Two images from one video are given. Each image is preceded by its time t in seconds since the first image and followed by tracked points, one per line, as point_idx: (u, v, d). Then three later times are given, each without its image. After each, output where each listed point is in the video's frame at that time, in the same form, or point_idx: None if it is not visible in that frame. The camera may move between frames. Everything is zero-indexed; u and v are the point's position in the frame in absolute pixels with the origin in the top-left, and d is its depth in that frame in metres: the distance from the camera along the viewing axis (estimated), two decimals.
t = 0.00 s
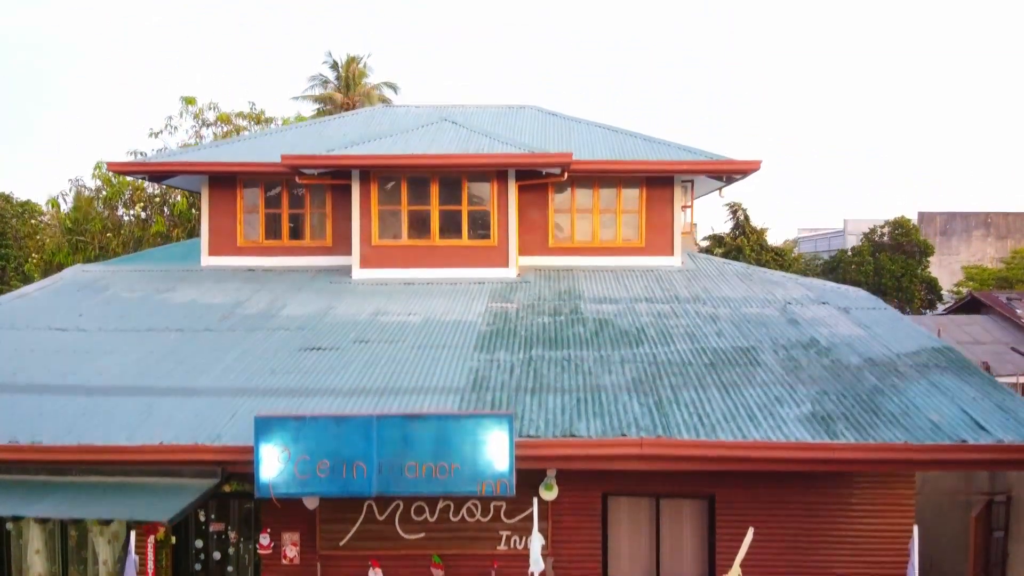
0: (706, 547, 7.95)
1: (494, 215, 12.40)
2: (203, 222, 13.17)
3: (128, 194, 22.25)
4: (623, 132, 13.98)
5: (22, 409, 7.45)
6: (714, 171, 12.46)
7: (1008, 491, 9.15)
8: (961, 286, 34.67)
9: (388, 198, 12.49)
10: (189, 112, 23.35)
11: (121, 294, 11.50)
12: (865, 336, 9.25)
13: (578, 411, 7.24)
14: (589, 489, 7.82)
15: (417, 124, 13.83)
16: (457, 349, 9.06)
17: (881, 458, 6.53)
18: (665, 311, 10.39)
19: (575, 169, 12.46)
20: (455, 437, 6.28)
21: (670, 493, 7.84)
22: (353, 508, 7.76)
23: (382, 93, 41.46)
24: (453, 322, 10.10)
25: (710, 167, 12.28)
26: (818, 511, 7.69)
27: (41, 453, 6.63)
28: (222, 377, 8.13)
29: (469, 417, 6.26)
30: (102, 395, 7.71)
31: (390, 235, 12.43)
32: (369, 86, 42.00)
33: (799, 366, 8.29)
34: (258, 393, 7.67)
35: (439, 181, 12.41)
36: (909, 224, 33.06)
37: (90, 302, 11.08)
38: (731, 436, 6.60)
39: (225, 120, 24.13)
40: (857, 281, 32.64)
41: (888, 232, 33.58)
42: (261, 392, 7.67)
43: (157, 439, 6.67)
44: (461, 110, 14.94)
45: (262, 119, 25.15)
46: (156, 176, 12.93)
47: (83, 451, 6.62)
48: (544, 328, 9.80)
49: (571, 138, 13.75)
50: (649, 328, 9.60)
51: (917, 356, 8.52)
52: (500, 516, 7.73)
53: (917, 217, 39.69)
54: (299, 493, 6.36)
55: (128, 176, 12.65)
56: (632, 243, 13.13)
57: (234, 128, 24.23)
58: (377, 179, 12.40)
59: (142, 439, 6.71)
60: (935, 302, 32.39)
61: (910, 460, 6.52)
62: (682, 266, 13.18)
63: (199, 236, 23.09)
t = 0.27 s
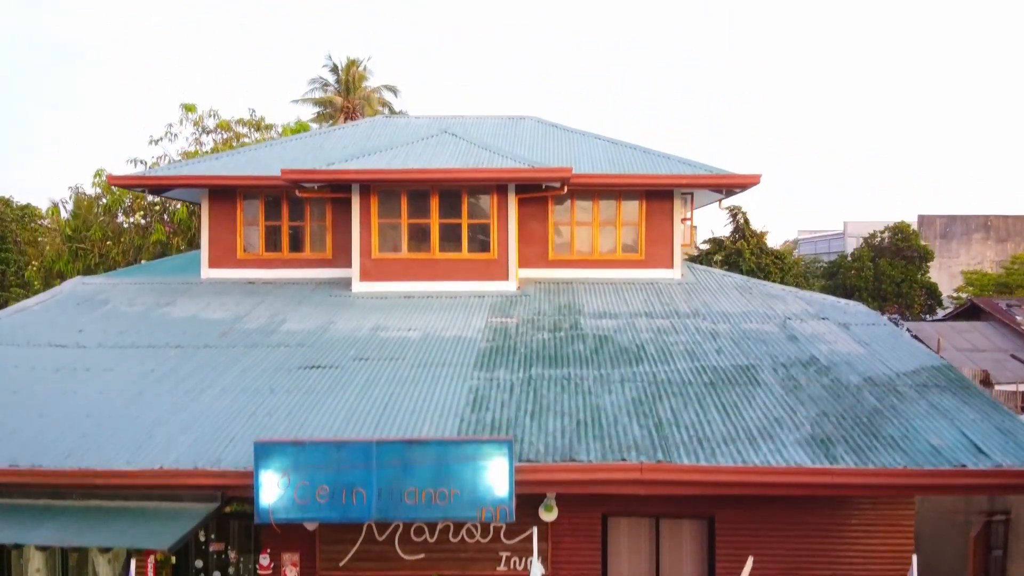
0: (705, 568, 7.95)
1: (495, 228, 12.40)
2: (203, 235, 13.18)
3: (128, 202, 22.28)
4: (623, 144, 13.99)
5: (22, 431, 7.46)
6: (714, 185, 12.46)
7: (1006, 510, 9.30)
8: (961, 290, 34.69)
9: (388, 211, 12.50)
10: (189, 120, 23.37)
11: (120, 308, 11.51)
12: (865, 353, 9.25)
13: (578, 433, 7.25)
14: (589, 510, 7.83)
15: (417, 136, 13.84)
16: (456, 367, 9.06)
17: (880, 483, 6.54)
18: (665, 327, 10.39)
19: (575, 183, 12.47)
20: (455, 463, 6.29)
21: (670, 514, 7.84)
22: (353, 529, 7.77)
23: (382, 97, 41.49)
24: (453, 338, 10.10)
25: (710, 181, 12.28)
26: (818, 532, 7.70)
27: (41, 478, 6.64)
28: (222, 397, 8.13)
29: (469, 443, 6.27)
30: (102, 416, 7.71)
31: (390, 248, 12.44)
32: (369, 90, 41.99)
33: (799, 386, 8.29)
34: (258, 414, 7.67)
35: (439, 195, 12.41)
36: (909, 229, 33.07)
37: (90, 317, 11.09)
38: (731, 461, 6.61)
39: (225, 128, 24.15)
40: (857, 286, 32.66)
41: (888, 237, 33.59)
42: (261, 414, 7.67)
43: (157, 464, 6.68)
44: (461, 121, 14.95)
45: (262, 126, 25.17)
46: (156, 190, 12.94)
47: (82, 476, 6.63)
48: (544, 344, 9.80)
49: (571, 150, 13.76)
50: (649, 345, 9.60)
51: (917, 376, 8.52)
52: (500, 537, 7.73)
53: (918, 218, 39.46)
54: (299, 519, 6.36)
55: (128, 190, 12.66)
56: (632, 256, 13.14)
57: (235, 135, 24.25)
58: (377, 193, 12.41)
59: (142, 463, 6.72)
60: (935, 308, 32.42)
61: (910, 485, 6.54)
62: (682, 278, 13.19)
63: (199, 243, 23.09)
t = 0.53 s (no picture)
0: None
1: (494, 242, 12.41)
2: (203, 247, 13.20)
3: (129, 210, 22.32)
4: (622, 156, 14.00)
5: (21, 453, 7.47)
6: (714, 199, 12.47)
7: (1005, 531, 9.37)
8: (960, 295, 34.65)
9: (388, 224, 12.51)
10: (189, 127, 23.39)
11: (120, 322, 11.53)
12: (864, 371, 9.26)
13: (577, 455, 7.25)
14: (589, 531, 7.84)
15: (416, 148, 13.83)
16: (456, 385, 9.07)
17: (878, 507, 6.55)
18: (664, 343, 10.40)
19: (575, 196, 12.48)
20: (455, 488, 6.30)
21: (669, 535, 7.85)
22: (353, 550, 7.78)
23: (382, 101, 41.51)
24: (453, 354, 10.11)
25: (710, 195, 12.29)
26: (818, 553, 7.71)
27: (41, 502, 6.66)
28: (222, 417, 8.13)
29: (469, 468, 6.28)
30: (101, 437, 7.73)
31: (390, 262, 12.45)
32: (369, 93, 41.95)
33: (798, 405, 8.29)
34: (257, 435, 7.68)
35: (439, 209, 12.42)
36: (908, 234, 33.07)
37: (90, 332, 11.11)
38: (730, 486, 6.61)
39: (225, 135, 24.16)
40: (857, 292, 32.66)
41: (887, 242, 33.59)
42: (261, 434, 7.68)
43: (156, 487, 6.69)
44: (461, 133, 14.96)
45: (262, 132, 25.19)
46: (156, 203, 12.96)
47: (82, 500, 6.65)
48: (544, 361, 9.80)
49: (571, 162, 13.76)
50: (649, 362, 9.60)
51: (916, 396, 8.53)
52: (499, 558, 7.74)
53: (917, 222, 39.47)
54: (298, 544, 6.35)
55: (128, 203, 12.68)
56: (632, 268, 13.15)
57: (235, 141, 24.25)
58: (377, 207, 12.42)
59: (142, 487, 6.74)
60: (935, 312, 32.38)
61: (908, 509, 6.55)
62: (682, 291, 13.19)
63: (199, 250, 23.08)
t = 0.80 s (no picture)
0: None
1: (495, 254, 12.41)
2: (203, 259, 13.21)
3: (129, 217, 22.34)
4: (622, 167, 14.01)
5: (22, 473, 7.47)
6: (714, 211, 12.47)
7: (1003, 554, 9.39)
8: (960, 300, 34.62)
9: (388, 237, 12.51)
10: (189, 134, 23.40)
11: (121, 335, 11.54)
12: (865, 388, 9.26)
13: (577, 476, 7.25)
14: (589, 549, 7.85)
15: (417, 159, 13.84)
16: (456, 402, 9.06)
17: (877, 529, 6.56)
18: (665, 358, 10.40)
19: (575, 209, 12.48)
20: (455, 511, 6.30)
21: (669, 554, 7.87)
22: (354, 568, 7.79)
23: (382, 105, 41.51)
24: (453, 369, 10.10)
25: (710, 207, 12.30)
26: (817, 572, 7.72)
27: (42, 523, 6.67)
28: (222, 436, 8.13)
29: (468, 491, 6.30)
30: (101, 456, 7.73)
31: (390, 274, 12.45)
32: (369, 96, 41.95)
33: (798, 423, 8.30)
34: (257, 455, 7.68)
35: (439, 221, 12.43)
36: (908, 239, 33.06)
37: (90, 345, 11.12)
38: (730, 509, 6.61)
39: (225, 141, 24.17)
40: (857, 297, 32.68)
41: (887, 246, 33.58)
42: (261, 454, 7.67)
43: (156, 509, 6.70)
44: (461, 143, 14.96)
45: (262, 139, 25.20)
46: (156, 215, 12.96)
47: (83, 522, 6.66)
48: (544, 376, 9.79)
49: (571, 173, 13.77)
50: (649, 378, 9.60)
51: (916, 414, 8.53)
52: None
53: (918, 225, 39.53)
54: (298, 568, 6.34)
55: (128, 215, 12.68)
56: (632, 280, 13.15)
57: (235, 148, 24.26)
58: (377, 219, 12.43)
59: (142, 508, 6.75)
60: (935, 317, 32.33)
61: (907, 532, 6.56)
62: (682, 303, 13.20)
63: (199, 258, 23.07)
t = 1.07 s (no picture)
0: None
1: (495, 264, 12.41)
2: (204, 269, 13.21)
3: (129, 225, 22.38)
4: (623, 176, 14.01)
5: (22, 490, 7.47)
6: (715, 222, 12.47)
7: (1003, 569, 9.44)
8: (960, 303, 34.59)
9: (388, 247, 12.52)
10: (190, 140, 23.40)
11: (121, 346, 11.55)
12: (865, 402, 9.26)
13: (577, 493, 7.25)
14: (589, 565, 7.86)
15: (417, 169, 13.84)
16: (456, 416, 9.06)
17: (877, 548, 6.56)
18: (665, 370, 10.41)
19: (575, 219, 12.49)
20: (455, 531, 6.30)
21: (669, 569, 7.88)
22: None
23: (382, 108, 41.52)
24: (453, 382, 10.10)
25: (710, 218, 12.30)
26: None
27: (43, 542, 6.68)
28: (222, 451, 8.13)
29: (468, 512, 6.29)
30: (101, 472, 7.74)
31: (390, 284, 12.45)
32: (368, 99, 41.93)
33: (798, 439, 8.30)
34: (257, 472, 7.68)
35: (439, 232, 12.43)
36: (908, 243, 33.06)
37: (91, 357, 11.12)
38: (730, 528, 6.61)
39: (225, 147, 24.18)
40: (857, 302, 32.57)
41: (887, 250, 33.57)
42: (261, 471, 7.68)
43: (156, 527, 6.71)
44: (462, 152, 14.97)
45: (262, 144, 25.21)
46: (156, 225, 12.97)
47: (83, 541, 6.66)
48: (544, 390, 9.79)
49: (571, 183, 13.77)
50: (650, 392, 9.60)
51: (916, 429, 8.53)
52: None
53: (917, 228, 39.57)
54: None
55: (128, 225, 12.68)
56: (632, 290, 13.16)
57: (235, 153, 24.25)
58: (377, 230, 12.43)
59: (142, 527, 6.75)
60: (935, 321, 32.28)
61: (906, 551, 6.56)
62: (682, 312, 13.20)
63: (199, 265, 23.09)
